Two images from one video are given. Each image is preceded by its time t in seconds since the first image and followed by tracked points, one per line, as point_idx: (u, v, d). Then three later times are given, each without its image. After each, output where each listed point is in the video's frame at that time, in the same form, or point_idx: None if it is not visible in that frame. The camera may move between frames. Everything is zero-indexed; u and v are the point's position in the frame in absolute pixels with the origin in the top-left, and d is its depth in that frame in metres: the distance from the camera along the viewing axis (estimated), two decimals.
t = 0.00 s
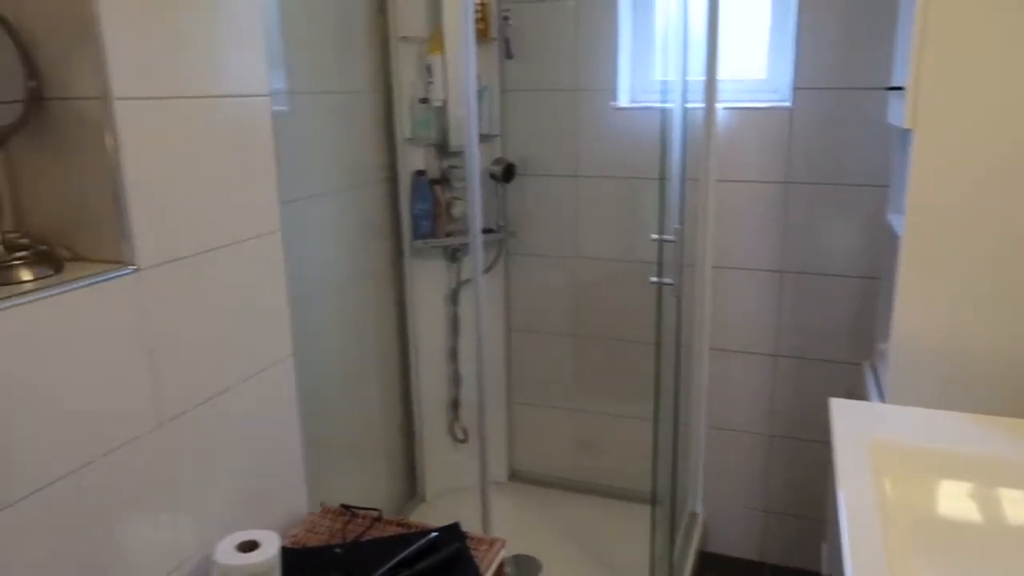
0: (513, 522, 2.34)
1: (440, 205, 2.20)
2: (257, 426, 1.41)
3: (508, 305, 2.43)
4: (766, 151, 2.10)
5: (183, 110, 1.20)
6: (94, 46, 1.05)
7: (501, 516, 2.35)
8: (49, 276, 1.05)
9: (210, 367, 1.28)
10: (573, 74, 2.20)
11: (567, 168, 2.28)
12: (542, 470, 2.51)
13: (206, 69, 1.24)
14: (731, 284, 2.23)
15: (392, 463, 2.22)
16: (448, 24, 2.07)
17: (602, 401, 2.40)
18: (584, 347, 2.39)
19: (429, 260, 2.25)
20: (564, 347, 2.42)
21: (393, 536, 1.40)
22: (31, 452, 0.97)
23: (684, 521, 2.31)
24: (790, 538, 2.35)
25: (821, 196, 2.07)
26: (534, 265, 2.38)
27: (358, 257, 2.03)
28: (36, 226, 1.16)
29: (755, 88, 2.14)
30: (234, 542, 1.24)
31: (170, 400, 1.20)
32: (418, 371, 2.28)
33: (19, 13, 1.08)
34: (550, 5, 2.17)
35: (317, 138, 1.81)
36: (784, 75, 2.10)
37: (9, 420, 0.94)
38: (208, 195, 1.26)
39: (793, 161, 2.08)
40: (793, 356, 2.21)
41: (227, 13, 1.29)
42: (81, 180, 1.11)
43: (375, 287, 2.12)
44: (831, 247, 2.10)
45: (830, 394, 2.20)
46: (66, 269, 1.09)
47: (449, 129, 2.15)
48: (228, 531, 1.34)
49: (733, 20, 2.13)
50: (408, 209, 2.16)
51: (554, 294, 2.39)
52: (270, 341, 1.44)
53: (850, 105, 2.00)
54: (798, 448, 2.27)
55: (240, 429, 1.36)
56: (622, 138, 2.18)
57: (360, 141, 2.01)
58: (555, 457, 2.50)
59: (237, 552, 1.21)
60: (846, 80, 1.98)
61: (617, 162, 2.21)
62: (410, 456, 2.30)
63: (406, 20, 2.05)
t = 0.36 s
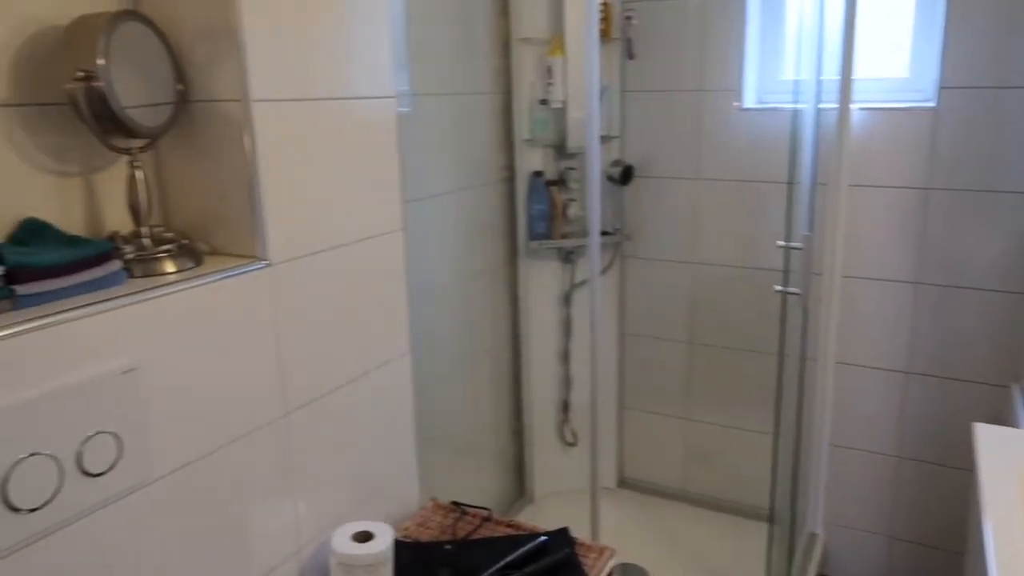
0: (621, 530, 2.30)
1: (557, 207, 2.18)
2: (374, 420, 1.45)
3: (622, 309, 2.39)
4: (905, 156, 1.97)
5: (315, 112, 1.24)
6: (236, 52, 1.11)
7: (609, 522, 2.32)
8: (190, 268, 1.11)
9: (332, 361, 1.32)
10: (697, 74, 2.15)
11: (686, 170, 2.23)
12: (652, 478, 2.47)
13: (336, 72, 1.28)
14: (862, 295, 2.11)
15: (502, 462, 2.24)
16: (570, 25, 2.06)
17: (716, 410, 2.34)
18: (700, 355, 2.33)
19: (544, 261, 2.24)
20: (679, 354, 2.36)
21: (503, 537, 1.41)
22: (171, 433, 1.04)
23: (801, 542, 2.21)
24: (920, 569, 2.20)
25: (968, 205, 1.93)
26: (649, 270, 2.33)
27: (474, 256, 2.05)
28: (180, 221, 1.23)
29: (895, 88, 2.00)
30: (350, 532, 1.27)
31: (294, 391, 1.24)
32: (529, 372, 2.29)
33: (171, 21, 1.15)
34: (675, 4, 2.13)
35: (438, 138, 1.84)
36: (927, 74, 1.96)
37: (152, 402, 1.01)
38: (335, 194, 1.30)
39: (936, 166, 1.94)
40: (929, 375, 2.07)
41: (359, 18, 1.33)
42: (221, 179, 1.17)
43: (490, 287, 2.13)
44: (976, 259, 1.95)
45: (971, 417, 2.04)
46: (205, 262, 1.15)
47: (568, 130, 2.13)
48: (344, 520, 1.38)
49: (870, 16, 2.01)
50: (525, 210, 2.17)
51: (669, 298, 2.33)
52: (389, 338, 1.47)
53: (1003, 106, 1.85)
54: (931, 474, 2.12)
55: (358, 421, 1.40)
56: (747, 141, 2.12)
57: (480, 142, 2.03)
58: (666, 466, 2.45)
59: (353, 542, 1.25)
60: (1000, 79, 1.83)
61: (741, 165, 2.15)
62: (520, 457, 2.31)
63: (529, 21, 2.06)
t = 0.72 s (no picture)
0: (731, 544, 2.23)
1: (673, 209, 2.14)
2: (483, 418, 1.46)
3: (739, 315, 2.31)
4: None
5: (436, 113, 1.26)
6: (363, 55, 1.14)
7: (718, 535, 2.25)
8: (314, 264, 1.15)
9: (444, 358, 1.34)
10: (829, 72, 2.04)
11: (813, 173, 2.12)
12: (765, 492, 2.38)
13: (459, 73, 1.30)
14: (1007, 310, 1.95)
15: (609, 466, 2.21)
16: (695, 21, 1.99)
17: (838, 425, 2.22)
18: (822, 367, 2.22)
19: (659, 264, 2.20)
20: (799, 365, 2.26)
21: (608, 544, 1.39)
22: (291, 423, 1.08)
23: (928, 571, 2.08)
24: None
25: None
26: (770, 276, 2.24)
27: (588, 257, 2.03)
28: (305, 217, 1.28)
29: None
30: (456, 529, 1.28)
31: (407, 387, 1.27)
32: (640, 376, 2.24)
33: (304, 26, 1.20)
34: None
35: (555, 138, 1.83)
36: None
37: (275, 392, 1.05)
38: (453, 194, 1.32)
39: None
40: None
41: (483, 20, 1.34)
42: (346, 178, 1.21)
43: (602, 288, 2.11)
44: None
45: None
46: (328, 259, 1.19)
47: (688, 131, 2.08)
48: (451, 516, 1.40)
49: None
50: (641, 212, 2.13)
51: (790, 307, 2.23)
52: (500, 337, 1.48)
53: None
54: None
55: (467, 420, 1.41)
56: (882, 142, 1.99)
57: (597, 142, 2.01)
58: (782, 480, 2.35)
59: (459, 538, 1.26)
60: None
61: (876, 167, 2.02)
62: (627, 462, 2.27)
63: (652, 19, 2.02)
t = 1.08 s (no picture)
0: (776, 552, 2.18)
1: (721, 210, 2.10)
2: (524, 418, 1.46)
3: (787, 319, 2.27)
4: None
5: (482, 112, 1.26)
6: (410, 55, 1.15)
7: (763, 542, 2.21)
8: (359, 262, 1.16)
9: (486, 357, 1.34)
10: (886, 71, 1.99)
11: (866, 174, 2.07)
12: (812, 499, 2.33)
13: (504, 72, 1.30)
14: None
15: (651, 469, 2.19)
16: (746, 19, 1.94)
17: (889, 433, 2.17)
18: (872, 373, 2.16)
19: (705, 265, 2.17)
20: (848, 370, 2.20)
21: (649, 548, 1.37)
22: (335, 418, 1.09)
23: None
24: None
25: None
26: (820, 279, 2.19)
27: (632, 257, 2.01)
28: (352, 215, 1.30)
29: None
30: (495, 528, 1.29)
31: (449, 385, 1.27)
32: (683, 378, 2.22)
33: (353, 26, 1.21)
34: None
35: (601, 138, 1.82)
36: None
37: (320, 388, 1.06)
38: (497, 193, 1.32)
39: None
40: None
41: (529, 19, 1.34)
42: (392, 177, 1.22)
43: (647, 289, 2.09)
44: None
45: None
46: (373, 257, 1.20)
47: (737, 131, 2.04)
48: (491, 515, 1.40)
49: None
50: (687, 212, 2.12)
51: (841, 311, 2.18)
52: (542, 337, 1.47)
53: None
54: None
55: (508, 419, 1.41)
56: (940, 143, 1.94)
57: (644, 141, 1.99)
58: (829, 488, 2.30)
59: (498, 538, 1.26)
60: None
61: (932, 168, 1.96)
62: (670, 465, 2.24)
63: (701, 17, 1.99)
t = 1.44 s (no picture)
0: (824, 564, 2.14)
1: (776, 212, 2.05)
2: (570, 419, 1.45)
3: (842, 326, 2.21)
4: None
5: (533, 111, 1.26)
6: (464, 54, 1.15)
7: (811, 553, 2.17)
8: (408, 260, 1.17)
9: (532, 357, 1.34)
10: (953, 72, 1.92)
11: (929, 178, 2.00)
12: (864, 511, 2.27)
13: (557, 71, 1.29)
14: None
15: (698, 474, 2.16)
16: (806, 18, 1.90)
17: (947, 446, 2.10)
18: (931, 384, 2.09)
19: (758, 269, 2.13)
20: (905, 380, 2.13)
21: (693, 554, 1.36)
22: (381, 414, 1.10)
23: None
24: None
25: None
26: (877, 285, 2.13)
27: (683, 259, 1.98)
28: (402, 213, 1.31)
29: None
30: (539, 529, 1.29)
31: (495, 383, 1.27)
32: (733, 384, 2.18)
33: (407, 25, 1.22)
34: None
35: (653, 138, 1.80)
36: None
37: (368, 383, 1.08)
38: (547, 193, 1.32)
39: None
40: None
41: (584, 18, 1.33)
42: (443, 175, 1.22)
43: (697, 292, 2.06)
44: None
45: None
46: (422, 255, 1.21)
47: (795, 132, 1.98)
48: (534, 515, 1.40)
49: None
50: (740, 214, 2.07)
51: (899, 319, 2.12)
52: (590, 339, 1.47)
53: None
54: None
55: (553, 420, 1.41)
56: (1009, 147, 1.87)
57: (697, 142, 1.96)
58: (882, 500, 2.24)
59: (541, 539, 1.26)
60: None
61: (1000, 173, 1.90)
62: (717, 471, 2.21)
63: (760, 16, 1.95)
